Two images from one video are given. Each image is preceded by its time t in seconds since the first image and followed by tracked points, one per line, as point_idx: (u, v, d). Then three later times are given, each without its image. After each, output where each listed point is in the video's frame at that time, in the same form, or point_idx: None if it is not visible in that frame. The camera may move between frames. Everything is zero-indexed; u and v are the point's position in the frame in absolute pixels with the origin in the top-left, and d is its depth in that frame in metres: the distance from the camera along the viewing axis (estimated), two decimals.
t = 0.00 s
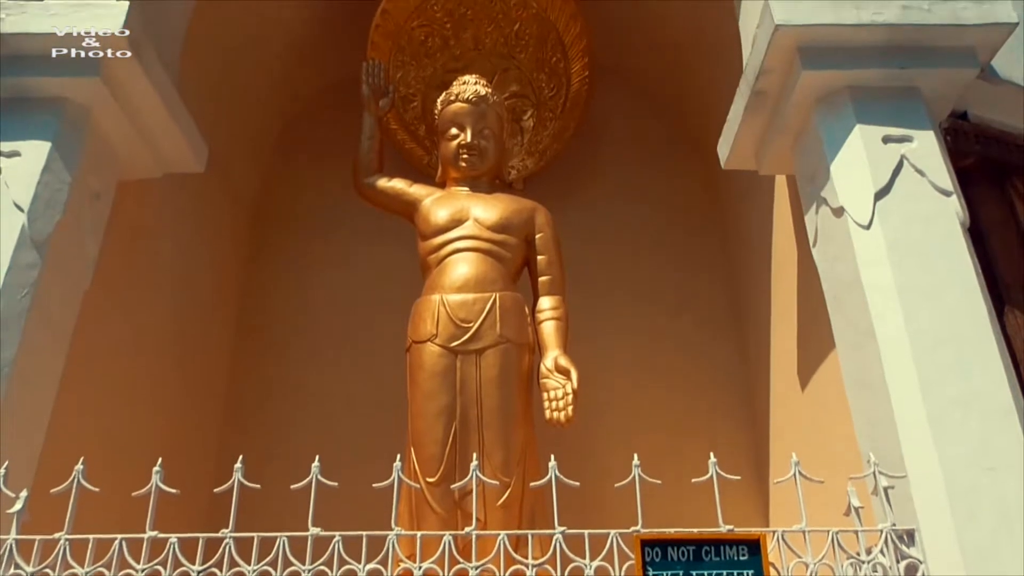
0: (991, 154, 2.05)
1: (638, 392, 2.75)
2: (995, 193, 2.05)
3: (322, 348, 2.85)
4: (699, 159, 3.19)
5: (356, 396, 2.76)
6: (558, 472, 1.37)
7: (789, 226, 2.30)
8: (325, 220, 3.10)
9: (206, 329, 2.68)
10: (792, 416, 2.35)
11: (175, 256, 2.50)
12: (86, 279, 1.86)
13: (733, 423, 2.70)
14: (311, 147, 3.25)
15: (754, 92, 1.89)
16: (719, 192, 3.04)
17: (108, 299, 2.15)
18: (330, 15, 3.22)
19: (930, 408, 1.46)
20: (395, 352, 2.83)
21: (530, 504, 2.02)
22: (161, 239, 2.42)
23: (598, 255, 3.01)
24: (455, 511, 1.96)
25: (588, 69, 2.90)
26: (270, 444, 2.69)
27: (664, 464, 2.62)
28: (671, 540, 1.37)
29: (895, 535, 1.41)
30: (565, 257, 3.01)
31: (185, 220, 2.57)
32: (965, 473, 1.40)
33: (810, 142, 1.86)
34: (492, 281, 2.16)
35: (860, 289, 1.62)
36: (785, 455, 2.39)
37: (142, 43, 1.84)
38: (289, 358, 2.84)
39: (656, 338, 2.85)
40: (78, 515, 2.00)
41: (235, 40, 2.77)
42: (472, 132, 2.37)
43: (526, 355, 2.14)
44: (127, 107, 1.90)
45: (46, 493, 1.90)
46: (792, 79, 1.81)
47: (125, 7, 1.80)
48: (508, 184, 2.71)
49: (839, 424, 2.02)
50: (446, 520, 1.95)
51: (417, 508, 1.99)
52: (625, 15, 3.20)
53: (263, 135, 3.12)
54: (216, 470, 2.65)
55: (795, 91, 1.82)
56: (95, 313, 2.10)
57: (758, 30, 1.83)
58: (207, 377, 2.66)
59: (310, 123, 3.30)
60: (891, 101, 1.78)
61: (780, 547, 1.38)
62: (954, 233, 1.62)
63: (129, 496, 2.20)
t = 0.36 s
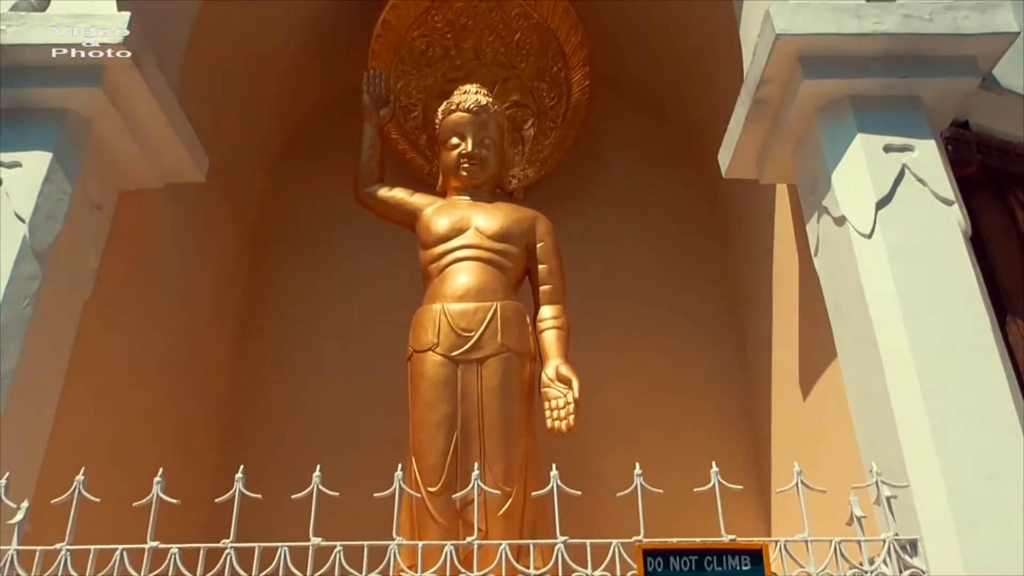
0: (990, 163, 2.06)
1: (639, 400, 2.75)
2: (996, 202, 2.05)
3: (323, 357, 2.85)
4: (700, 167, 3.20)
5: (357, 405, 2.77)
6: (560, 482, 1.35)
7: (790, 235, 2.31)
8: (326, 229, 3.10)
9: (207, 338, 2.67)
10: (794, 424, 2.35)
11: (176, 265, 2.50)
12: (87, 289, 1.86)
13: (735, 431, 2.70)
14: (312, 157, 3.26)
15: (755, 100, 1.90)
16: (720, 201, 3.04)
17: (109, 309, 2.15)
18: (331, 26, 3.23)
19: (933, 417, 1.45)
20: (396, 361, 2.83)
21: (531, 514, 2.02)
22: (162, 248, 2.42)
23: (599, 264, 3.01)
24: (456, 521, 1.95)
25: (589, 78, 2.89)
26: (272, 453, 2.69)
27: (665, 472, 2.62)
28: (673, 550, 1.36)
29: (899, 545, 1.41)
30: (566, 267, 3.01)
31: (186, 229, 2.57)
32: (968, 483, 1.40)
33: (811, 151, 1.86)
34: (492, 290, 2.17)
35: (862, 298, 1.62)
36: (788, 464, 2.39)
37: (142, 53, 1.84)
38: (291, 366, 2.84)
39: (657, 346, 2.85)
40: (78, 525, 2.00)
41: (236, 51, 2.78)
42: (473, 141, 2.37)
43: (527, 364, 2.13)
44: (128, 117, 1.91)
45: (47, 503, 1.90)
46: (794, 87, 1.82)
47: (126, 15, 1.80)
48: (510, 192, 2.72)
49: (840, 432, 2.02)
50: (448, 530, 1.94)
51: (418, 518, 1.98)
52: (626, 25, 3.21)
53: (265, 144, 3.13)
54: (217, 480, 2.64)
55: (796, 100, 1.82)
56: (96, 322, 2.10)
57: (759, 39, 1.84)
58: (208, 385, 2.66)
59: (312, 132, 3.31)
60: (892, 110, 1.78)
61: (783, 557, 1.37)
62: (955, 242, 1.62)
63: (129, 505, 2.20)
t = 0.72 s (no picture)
0: (993, 154, 2.06)
1: (641, 394, 2.75)
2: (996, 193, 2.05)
3: (324, 351, 2.85)
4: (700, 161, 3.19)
5: (359, 398, 2.77)
6: (562, 474, 1.35)
7: (791, 229, 2.31)
8: (327, 223, 3.10)
9: (208, 332, 2.68)
10: (795, 417, 2.35)
11: (177, 259, 2.50)
12: (89, 282, 1.86)
13: (737, 424, 2.70)
14: (312, 152, 3.25)
15: (757, 93, 1.89)
16: (721, 196, 3.04)
17: (111, 304, 2.15)
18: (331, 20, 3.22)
19: (935, 409, 1.45)
20: (398, 355, 2.84)
21: (533, 506, 2.02)
22: (164, 243, 2.42)
23: (600, 258, 3.00)
24: (458, 513, 1.95)
25: (590, 71, 2.89)
26: (273, 447, 2.70)
27: (667, 465, 2.62)
28: (675, 542, 1.36)
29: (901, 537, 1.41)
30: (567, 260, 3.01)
31: (187, 223, 2.57)
32: (971, 474, 1.40)
33: (812, 144, 1.86)
34: (494, 283, 2.17)
35: (864, 290, 1.62)
36: (789, 458, 2.39)
37: (144, 50, 1.84)
38: (292, 360, 2.84)
39: (658, 340, 2.84)
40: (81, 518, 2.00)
41: (236, 44, 2.77)
42: (474, 134, 2.37)
43: (529, 357, 2.14)
44: (130, 111, 1.90)
45: (50, 495, 1.91)
46: (795, 80, 1.81)
47: (127, 10, 1.80)
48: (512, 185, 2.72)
49: (841, 425, 2.03)
50: (450, 522, 1.95)
51: (421, 510, 1.99)
52: (627, 18, 3.20)
53: (265, 138, 3.13)
54: (219, 474, 2.65)
55: (798, 92, 1.82)
56: (98, 315, 2.10)
57: (760, 32, 1.83)
58: (209, 379, 2.66)
59: (312, 127, 3.31)
60: (894, 102, 1.78)
61: (785, 549, 1.38)
62: (957, 234, 1.62)
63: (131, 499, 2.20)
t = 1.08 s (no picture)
0: (994, 151, 2.07)
1: (641, 393, 2.74)
2: (998, 191, 2.06)
3: (325, 350, 2.85)
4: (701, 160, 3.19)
5: (360, 397, 2.77)
6: (562, 473, 1.35)
7: (791, 228, 2.31)
8: (328, 221, 3.10)
9: (209, 332, 2.68)
10: (796, 416, 2.34)
11: (177, 257, 2.50)
12: (89, 280, 1.86)
13: (737, 424, 2.70)
14: (313, 151, 3.25)
15: (757, 91, 1.89)
16: (721, 195, 3.04)
17: (111, 302, 2.15)
18: (332, 19, 3.22)
19: (935, 409, 1.45)
20: (398, 354, 2.84)
21: (532, 505, 2.02)
22: (165, 242, 2.42)
23: (601, 258, 3.00)
24: (458, 512, 1.96)
25: (590, 69, 2.89)
26: (274, 445, 2.70)
27: (667, 465, 2.62)
28: (675, 540, 1.36)
29: (901, 536, 1.42)
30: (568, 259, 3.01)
31: (188, 222, 2.57)
32: (971, 473, 1.40)
33: (812, 142, 1.86)
34: (494, 282, 2.17)
35: (864, 290, 1.62)
36: (790, 457, 2.39)
37: (145, 48, 1.84)
38: (292, 359, 2.84)
39: (658, 339, 2.84)
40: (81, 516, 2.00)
41: (237, 43, 2.77)
42: (475, 132, 2.37)
43: (530, 356, 2.14)
44: (131, 109, 1.91)
45: (49, 493, 1.91)
46: (795, 78, 1.81)
47: (129, 8, 1.80)
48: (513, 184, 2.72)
49: (841, 424, 2.03)
50: (450, 522, 1.95)
51: (421, 509, 1.99)
52: (628, 18, 3.20)
53: (266, 137, 3.13)
54: (219, 472, 2.65)
55: (798, 90, 1.82)
56: (98, 315, 2.09)
57: (760, 30, 1.83)
58: (210, 378, 2.66)
59: (313, 126, 3.31)
60: (895, 100, 1.78)
61: (785, 547, 1.38)
62: (957, 232, 1.62)
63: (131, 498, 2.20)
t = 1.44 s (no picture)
0: (993, 152, 2.07)
1: (641, 393, 2.74)
2: (997, 191, 2.08)
3: (324, 349, 2.85)
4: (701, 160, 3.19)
5: (359, 396, 2.77)
6: (561, 474, 1.34)
7: (791, 228, 2.31)
8: (328, 221, 3.10)
9: (209, 333, 2.67)
10: (796, 416, 2.34)
11: (178, 257, 2.49)
12: (90, 278, 1.86)
13: (737, 424, 2.70)
14: (313, 151, 3.25)
15: (757, 91, 1.89)
16: (721, 195, 3.04)
17: (112, 302, 2.15)
18: (332, 19, 3.22)
19: (935, 409, 1.45)
20: (398, 354, 2.84)
21: (532, 504, 2.02)
22: (165, 241, 2.42)
23: (601, 258, 3.00)
24: (458, 511, 1.96)
25: (591, 69, 2.89)
26: (274, 445, 2.70)
27: (666, 465, 2.62)
28: (675, 541, 1.36)
29: (901, 536, 1.41)
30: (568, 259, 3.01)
31: (188, 221, 2.57)
32: (971, 473, 1.40)
33: (812, 142, 1.86)
34: (494, 282, 2.17)
35: (863, 290, 1.62)
36: (789, 458, 2.39)
37: (147, 47, 1.85)
38: (293, 359, 2.84)
39: (658, 339, 2.84)
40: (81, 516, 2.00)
41: (238, 42, 2.77)
42: (476, 132, 2.37)
43: (530, 355, 2.14)
44: (132, 108, 1.91)
45: (49, 493, 1.91)
46: (795, 78, 1.81)
47: (130, 8, 1.80)
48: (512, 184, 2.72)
49: (841, 424, 2.03)
50: (450, 521, 1.95)
51: (420, 508, 1.99)
52: (628, 18, 3.20)
53: (266, 137, 3.13)
54: (219, 472, 2.65)
55: (798, 90, 1.81)
56: (98, 315, 2.09)
57: (760, 30, 1.83)
58: (210, 378, 2.66)
59: (313, 126, 3.31)
60: (895, 100, 1.78)
61: (785, 547, 1.38)
62: (957, 232, 1.62)
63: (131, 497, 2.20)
